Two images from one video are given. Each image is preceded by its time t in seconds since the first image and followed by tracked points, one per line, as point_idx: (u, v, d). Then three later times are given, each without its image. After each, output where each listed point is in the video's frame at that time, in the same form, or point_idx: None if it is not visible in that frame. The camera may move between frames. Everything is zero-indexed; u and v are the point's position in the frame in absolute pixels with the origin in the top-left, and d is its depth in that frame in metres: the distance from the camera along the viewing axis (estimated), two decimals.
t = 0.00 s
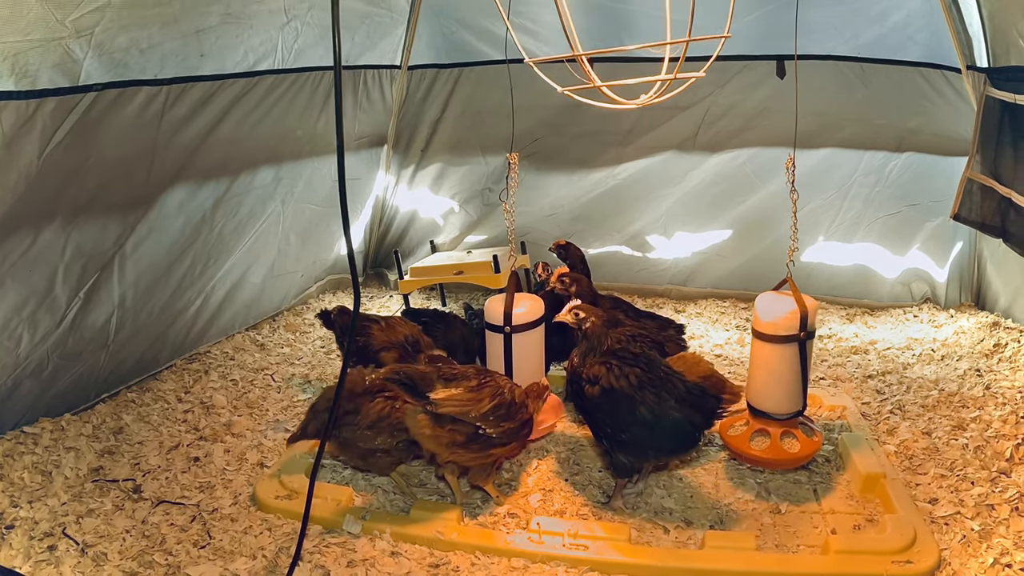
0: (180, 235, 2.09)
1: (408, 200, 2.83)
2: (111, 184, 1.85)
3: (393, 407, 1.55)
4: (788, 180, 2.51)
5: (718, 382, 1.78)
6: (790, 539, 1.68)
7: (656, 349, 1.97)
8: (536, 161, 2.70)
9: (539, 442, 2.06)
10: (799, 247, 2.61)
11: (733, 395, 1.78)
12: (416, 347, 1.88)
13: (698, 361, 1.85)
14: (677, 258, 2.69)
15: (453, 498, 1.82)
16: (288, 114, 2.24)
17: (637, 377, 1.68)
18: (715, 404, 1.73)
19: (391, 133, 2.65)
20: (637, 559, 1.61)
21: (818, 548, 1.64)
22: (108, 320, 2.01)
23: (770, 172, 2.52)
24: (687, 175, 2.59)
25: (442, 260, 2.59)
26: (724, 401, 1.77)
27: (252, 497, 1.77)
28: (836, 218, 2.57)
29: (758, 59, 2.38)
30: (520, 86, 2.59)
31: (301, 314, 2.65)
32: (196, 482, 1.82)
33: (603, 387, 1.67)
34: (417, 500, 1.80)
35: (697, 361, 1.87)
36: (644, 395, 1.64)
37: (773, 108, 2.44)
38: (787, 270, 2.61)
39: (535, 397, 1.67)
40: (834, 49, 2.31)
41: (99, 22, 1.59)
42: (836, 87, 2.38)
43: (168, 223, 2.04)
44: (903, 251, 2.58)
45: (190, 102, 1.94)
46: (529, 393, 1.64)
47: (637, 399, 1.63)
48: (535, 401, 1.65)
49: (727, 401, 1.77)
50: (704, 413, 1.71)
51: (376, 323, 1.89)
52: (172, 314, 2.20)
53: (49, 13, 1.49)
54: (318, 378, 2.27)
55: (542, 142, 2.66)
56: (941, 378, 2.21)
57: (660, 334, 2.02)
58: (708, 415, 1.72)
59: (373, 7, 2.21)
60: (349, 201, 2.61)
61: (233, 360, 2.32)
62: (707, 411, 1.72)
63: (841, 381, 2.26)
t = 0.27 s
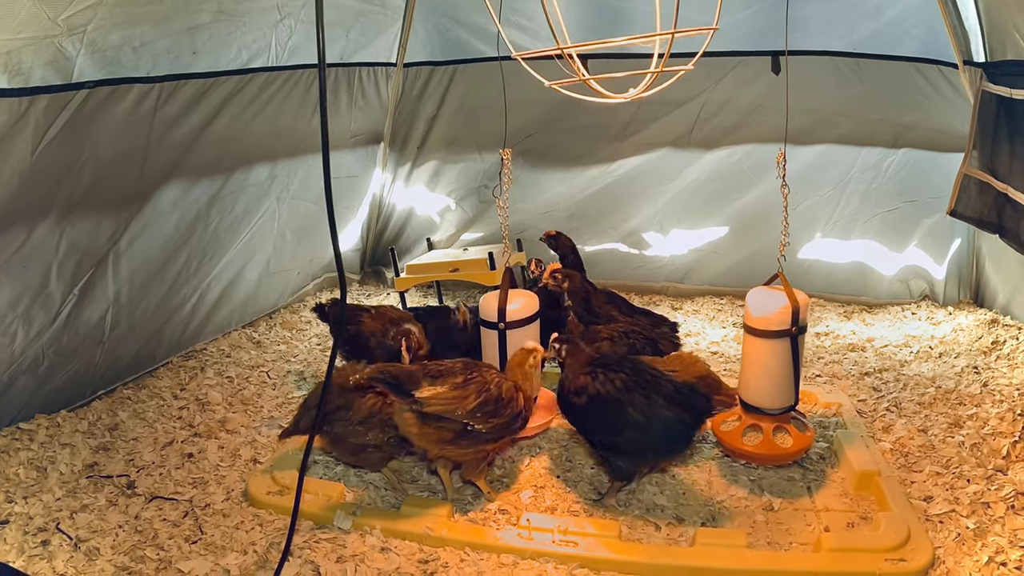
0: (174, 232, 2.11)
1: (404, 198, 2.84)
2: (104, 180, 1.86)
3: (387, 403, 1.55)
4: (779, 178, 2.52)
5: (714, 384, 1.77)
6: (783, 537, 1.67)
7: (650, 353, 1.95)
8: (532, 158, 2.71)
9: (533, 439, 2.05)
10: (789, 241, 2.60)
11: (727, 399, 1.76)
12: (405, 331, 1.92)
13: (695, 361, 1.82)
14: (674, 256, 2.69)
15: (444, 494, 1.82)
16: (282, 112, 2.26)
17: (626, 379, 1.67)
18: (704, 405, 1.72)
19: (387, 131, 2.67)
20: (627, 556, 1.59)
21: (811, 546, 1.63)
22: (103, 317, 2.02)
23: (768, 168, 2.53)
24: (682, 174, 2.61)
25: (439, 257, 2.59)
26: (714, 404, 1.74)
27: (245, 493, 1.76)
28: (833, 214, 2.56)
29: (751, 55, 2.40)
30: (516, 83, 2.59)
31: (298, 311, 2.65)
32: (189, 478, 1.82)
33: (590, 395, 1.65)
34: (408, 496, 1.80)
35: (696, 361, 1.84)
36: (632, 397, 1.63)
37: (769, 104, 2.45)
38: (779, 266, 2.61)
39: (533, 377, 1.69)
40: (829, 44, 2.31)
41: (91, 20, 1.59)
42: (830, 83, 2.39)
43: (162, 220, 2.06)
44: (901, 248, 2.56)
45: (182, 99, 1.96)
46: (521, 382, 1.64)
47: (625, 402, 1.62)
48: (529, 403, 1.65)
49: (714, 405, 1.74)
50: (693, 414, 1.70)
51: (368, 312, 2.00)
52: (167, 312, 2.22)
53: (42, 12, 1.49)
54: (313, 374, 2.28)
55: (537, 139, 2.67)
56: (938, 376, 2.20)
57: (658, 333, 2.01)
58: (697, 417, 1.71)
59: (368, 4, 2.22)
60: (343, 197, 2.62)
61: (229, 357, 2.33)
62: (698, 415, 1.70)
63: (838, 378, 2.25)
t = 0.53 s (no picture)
0: (171, 234, 2.13)
1: (403, 198, 2.87)
2: (100, 183, 1.88)
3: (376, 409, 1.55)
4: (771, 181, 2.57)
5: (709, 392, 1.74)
6: (775, 542, 1.64)
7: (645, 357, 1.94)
8: (530, 160, 2.76)
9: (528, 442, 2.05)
10: (780, 232, 2.66)
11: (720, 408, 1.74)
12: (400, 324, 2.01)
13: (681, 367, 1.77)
14: (673, 258, 2.74)
15: (437, 496, 1.81)
16: (279, 114, 2.30)
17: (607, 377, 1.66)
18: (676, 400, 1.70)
19: (387, 132, 2.72)
20: (619, 560, 1.57)
21: (804, 551, 1.60)
22: (101, 319, 2.04)
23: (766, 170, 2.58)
24: (681, 175, 2.66)
25: (437, 258, 2.61)
26: (690, 406, 1.71)
27: (239, 494, 1.76)
28: (831, 217, 2.62)
29: (748, 57, 2.47)
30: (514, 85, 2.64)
31: (296, 313, 2.67)
32: (185, 479, 1.81)
33: (551, 375, 1.69)
34: (401, 498, 1.78)
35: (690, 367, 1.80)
36: (591, 383, 1.64)
37: (765, 106, 2.51)
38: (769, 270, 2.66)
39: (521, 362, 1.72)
40: (828, 47, 2.39)
41: (86, 25, 1.61)
42: (826, 85, 2.46)
43: (160, 222, 2.09)
44: (899, 250, 2.62)
45: (178, 103, 1.99)
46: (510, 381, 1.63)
47: (584, 388, 1.64)
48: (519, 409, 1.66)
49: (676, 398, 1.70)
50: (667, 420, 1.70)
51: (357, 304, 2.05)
52: (166, 313, 2.24)
53: (36, 17, 1.50)
54: (310, 375, 2.29)
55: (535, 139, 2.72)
56: (935, 379, 2.21)
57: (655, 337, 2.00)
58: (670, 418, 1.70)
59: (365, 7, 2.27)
60: (341, 198, 2.65)
61: (227, 358, 2.34)
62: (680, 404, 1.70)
63: (834, 381, 2.25)
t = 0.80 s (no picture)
0: (174, 238, 2.15)
1: (405, 202, 2.88)
2: (102, 189, 1.90)
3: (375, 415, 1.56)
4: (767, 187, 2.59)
5: (704, 397, 1.74)
6: (774, 545, 1.65)
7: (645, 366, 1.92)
8: (532, 163, 2.77)
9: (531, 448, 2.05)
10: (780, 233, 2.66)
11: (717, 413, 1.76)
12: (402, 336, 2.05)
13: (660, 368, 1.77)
14: (673, 260, 2.75)
15: (438, 500, 1.81)
16: (280, 118, 2.32)
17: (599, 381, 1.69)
18: (662, 402, 1.69)
19: (387, 135, 2.73)
20: (617, 563, 1.58)
21: (802, 555, 1.61)
22: (104, 322, 2.06)
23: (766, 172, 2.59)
24: (681, 178, 2.67)
25: (438, 261, 2.63)
26: (681, 410, 1.70)
27: (242, 497, 1.77)
28: (832, 219, 2.62)
29: (748, 61, 2.48)
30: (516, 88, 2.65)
31: (299, 315, 2.68)
32: (188, 482, 1.83)
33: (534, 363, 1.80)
34: (402, 502, 1.79)
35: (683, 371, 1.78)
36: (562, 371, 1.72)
37: (767, 109, 2.53)
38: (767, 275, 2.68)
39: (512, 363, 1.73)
40: (829, 50, 2.40)
41: (88, 33, 1.64)
42: (828, 88, 2.47)
43: (162, 227, 2.11)
44: (900, 253, 2.63)
45: (180, 109, 2.01)
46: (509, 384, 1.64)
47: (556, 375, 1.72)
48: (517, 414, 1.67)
49: (651, 397, 1.69)
50: (661, 426, 1.69)
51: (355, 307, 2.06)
52: (168, 316, 2.25)
53: (39, 28, 1.53)
54: (312, 378, 2.30)
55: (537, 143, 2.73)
56: (936, 382, 2.21)
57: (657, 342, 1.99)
58: (664, 422, 1.69)
59: (367, 11, 2.29)
60: (343, 200, 2.65)
61: (229, 361, 2.36)
62: (674, 407, 1.69)
63: (835, 385, 2.26)
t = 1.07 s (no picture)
0: (177, 238, 2.16)
1: (407, 201, 2.89)
2: (105, 189, 1.91)
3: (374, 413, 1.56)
4: (771, 187, 2.60)
5: (719, 397, 1.75)
6: (775, 543, 1.65)
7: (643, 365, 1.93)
8: (534, 162, 2.77)
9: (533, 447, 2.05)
10: (781, 234, 2.66)
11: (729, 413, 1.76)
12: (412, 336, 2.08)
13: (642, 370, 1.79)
14: (675, 259, 2.75)
15: (439, 498, 1.82)
16: (282, 118, 2.33)
17: (591, 373, 1.71)
18: (675, 403, 1.71)
19: (389, 135, 2.73)
20: (618, 560, 1.58)
21: (803, 553, 1.61)
22: (107, 321, 2.06)
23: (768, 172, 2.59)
24: (683, 177, 2.67)
25: (440, 260, 2.64)
26: (693, 409, 1.71)
27: (245, 495, 1.77)
28: (834, 218, 2.63)
29: (749, 60, 2.48)
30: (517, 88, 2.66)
31: (301, 314, 2.69)
32: (191, 480, 1.83)
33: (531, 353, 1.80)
34: (404, 499, 1.79)
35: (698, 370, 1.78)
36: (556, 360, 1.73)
37: (768, 108, 2.53)
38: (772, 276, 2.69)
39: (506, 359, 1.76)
40: (830, 49, 2.40)
41: (91, 33, 1.64)
42: (829, 87, 2.47)
43: (165, 226, 2.11)
44: (902, 252, 2.63)
45: (182, 109, 2.02)
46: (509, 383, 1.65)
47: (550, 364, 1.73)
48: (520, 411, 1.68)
49: (663, 398, 1.70)
50: (675, 425, 1.71)
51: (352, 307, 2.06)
52: (171, 315, 2.26)
53: (42, 27, 1.54)
54: (315, 376, 2.31)
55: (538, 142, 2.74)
56: (937, 381, 2.21)
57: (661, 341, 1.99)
58: (678, 422, 1.71)
59: (369, 11, 2.29)
60: (345, 199, 2.66)
61: (232, 360, 2.37)
62: (687, 407, 1.71)
63: (836, 383, 2.26)
